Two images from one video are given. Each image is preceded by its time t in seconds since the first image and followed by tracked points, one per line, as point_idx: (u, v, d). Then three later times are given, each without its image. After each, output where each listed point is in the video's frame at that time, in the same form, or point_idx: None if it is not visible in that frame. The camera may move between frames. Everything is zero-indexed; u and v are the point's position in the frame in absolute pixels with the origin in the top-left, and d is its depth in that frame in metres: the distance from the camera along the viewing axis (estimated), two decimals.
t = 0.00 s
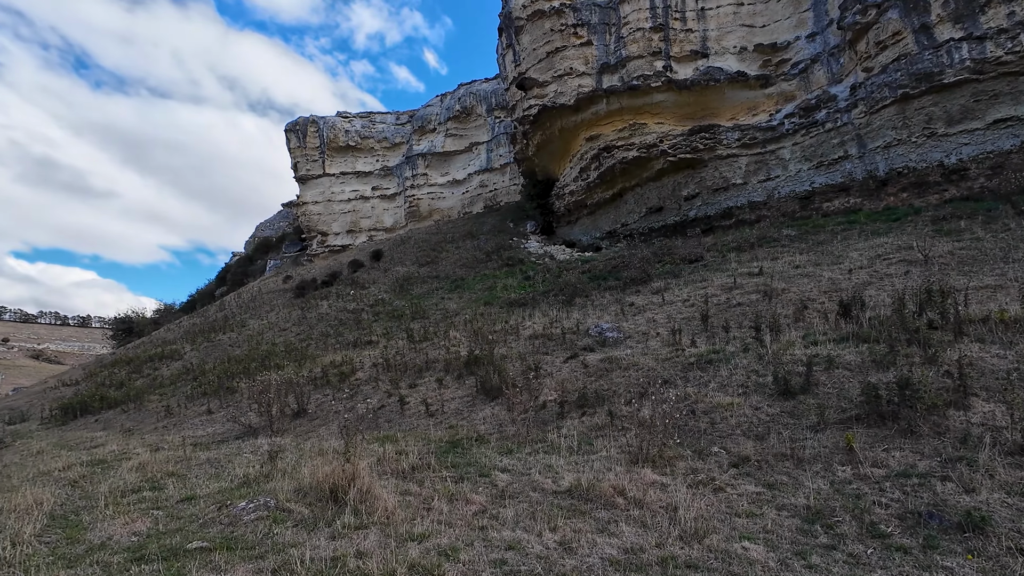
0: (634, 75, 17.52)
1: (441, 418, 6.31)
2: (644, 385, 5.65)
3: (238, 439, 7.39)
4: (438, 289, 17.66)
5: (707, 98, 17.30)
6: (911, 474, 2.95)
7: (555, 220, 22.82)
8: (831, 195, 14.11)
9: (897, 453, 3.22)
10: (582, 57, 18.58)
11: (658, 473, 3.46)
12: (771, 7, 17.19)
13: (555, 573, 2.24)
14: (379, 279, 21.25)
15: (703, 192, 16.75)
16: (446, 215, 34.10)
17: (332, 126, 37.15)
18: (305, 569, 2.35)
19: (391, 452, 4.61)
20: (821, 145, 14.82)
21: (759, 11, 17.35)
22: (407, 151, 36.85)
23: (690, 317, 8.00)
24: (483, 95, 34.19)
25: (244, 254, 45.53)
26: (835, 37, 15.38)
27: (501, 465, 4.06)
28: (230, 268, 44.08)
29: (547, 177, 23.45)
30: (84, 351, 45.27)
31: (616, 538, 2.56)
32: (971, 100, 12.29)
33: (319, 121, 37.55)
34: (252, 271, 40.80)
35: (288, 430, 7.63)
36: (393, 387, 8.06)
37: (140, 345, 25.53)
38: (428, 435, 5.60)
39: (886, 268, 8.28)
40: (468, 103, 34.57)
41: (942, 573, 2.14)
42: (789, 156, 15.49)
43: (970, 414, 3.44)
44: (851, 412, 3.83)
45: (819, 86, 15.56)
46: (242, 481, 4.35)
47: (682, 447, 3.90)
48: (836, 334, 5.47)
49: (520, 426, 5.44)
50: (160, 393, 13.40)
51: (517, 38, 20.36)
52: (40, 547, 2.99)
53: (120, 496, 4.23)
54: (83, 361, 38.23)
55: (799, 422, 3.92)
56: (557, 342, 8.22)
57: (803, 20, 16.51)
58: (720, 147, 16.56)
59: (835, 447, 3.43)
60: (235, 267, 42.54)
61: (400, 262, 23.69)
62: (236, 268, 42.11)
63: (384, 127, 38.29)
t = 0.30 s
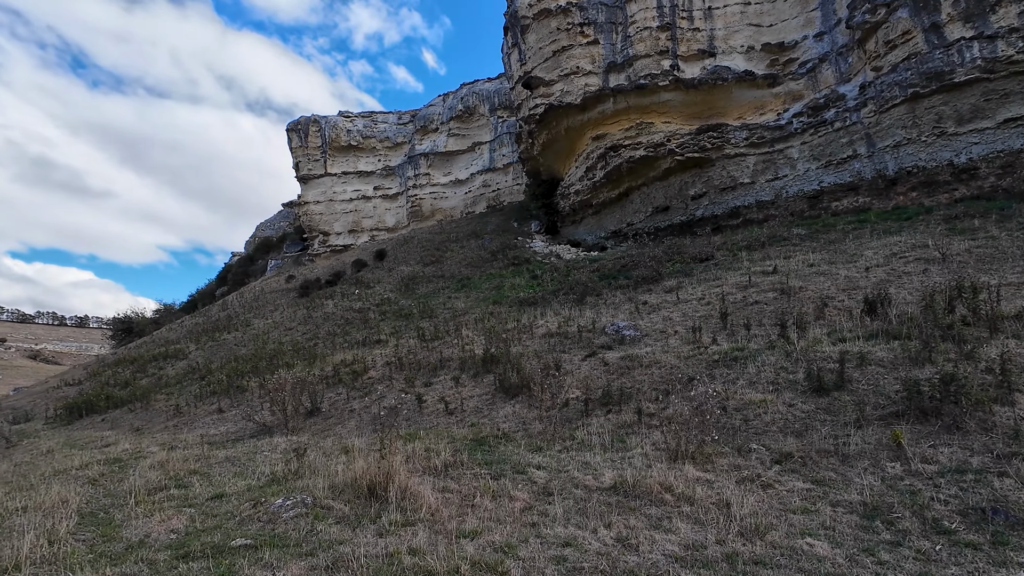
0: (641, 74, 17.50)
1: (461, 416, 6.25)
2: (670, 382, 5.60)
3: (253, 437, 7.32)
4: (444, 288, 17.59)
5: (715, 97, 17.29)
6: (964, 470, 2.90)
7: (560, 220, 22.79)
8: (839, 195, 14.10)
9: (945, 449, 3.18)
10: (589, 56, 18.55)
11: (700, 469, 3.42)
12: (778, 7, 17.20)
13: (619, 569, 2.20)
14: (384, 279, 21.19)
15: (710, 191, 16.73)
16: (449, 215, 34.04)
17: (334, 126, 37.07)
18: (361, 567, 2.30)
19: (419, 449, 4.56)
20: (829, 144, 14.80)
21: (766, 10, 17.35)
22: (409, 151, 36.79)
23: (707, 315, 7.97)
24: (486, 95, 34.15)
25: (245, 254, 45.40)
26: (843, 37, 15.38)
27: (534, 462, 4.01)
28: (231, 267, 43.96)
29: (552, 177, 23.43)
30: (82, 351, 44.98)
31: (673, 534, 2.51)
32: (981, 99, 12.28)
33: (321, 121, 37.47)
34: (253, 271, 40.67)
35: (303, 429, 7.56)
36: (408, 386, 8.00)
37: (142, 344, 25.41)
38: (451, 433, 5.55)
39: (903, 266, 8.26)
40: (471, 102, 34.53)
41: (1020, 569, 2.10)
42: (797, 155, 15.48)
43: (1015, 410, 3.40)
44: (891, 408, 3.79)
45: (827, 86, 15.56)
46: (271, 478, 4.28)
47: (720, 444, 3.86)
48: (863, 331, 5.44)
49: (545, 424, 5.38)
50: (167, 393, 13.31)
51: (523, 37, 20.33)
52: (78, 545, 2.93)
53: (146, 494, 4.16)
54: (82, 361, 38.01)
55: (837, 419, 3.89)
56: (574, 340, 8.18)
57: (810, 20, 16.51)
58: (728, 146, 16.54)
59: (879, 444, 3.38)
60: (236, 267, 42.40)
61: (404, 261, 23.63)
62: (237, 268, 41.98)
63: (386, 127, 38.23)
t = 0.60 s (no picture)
0: (647, 75, 17.44)
1: (479, 421, 6.14)
2: (694, 386, 5.51)
3: (265, 442, 7.21)
4: (449, 290, 17.49)
5: (721, 98, 17.25)
6: (1022, 480, 2.82)
7: (563, 221, 22.73)
8: (847, 196, 14.06)
9: (997, 457, 3.09)
10: (594, 56, 18.48)
11: (742, 477, 3.32)
12: (784, 8, 17.18)
13: None
14: (387, 280, 21.08)
15: (716, 192, 16.67)
16: (450, 216, 33.95)
17: (335, 126, 36.96)
18: None
19: (444, 455, 4.47)
20: (837, 146, 14.76)
21: (772, 12, 17.32)
22: (410, 152, 36.69)
23: (723, 317, 7.89)
24: (488, 96, 34.06)
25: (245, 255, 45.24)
26: (850, 38, 15.35)
27: (565, 469, 3.92)
28: (230, 268, 43.79)
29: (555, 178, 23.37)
30: (78, 352, 44.67)
31: (731, 547, 2.42)
32: (991, 100, 12.22)
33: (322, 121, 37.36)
34: (253, 272, 40.50)
35: (315, 433, 7.44)
36: (422, 389, 7.90)
37: (142, 346, 25.24)
38: (471, 437, 5.46)
39: (920, 268, 8.19)
40: (473, 103, 34.44)
41: None
42: (804, 156, 15.44)
43: None
44: (932, 414, 3.70)
45: (834, 87, 15.52)
46: (294, 485, 4.18)
47: (757, 450, 3.77)
48: (890, 334, 5.37)
49: (568, 428, 5.29)
50: (171, 395, 13.17)
51: (527, 37, 20.26)
52: (104, 558, 2.82)
53: (166, 502, 4.05)
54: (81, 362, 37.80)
55: (876, 425, 3.81)
56: (588, 343, 8.09)
57: (817, 21, 16.47)
58: (735, 147, 16.49)
59: (926, 451, 3.29)
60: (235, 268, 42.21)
61: (407, 262, 23.52)
62: (237, 269, 41.81)
63: (387, 128, 38.14)
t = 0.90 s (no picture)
0: (652, 76, 17.41)
1: (496, 424, 6.04)
2: (718, 387, 5.41)
3: (274, 445, 7.08)
4: (453, 291, 17.38)
5: (726, 99, 17.23)
6: None
7: (566, 222, 22.66)
8: (854, 198, 14.03)
9: None
10: (599, 57, 18.45)
11: (785, 481, 3.22)
12: (789, 10, 17.18)
13: None
14: (390, 281, 20.95)
15: (722, 194, 16.62)
16: (451, 218, 33.85)
17: (335, 127, 36.83)
18: None
19: (467, 459, 4.35)
20: (844, 147, 14.74)
21: (777, 13, 17.33)
22: (411, 153, 36.59)
23: (739, 318, 7.80)
24: (489, 97, 33.99)
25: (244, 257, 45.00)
26: (855, 40, 15.36)
27: (596, 472, 3.81)
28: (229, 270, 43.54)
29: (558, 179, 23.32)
30: (73, 354, 44.23)
31: (792, 555, 2.32)
32: (999, 102, 12.19)
33: (322, 122, 37.23)
34: (252, 274, 40.26)
35: (325, 435, 7.31)
36: (433, 391, 7.78)
37: (140, 347, 25.00)
38: (491, 440, 5.35)
39: (935, 269, 8.13)
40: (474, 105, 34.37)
41: None
42: (811, 158, 15.42)
43: None
44: (974, 416, 3.61)
45: (840, 88, 15.51)
46: (315, 489, 4.06)
47: (795, 452, 3.67)
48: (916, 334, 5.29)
49: (590, 430, 5.18)
50: (173, 397, 12.99)
51: (531, 38, 20.22)
52: (128, 566, 2.71)
53: (184, 507, 3.92)
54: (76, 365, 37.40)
55: (915, 426, 3.72)
56: (602, 343, 8.00)
57: (822, 22, 16.47)
58: (740, 148, 16.47)
59: (974, 454, 3.19)
60: (234, 269, 41.97)
61: (409, 263, 23.39)
62: (235, 270, 41.57)
63: (387, 129, 38.05)
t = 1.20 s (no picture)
0: (656, 79, 17.40)
1: (512, 430, 5.91)
2: (740, 392, 5.31)
3: (282, 451, 6.92)
4: (456, 294, 17.24)
5: (730, 103, 17.23)
6: None
7: (568, 225, 22.60)
8: (859, 201, 14.01)
9: None
10: (602, 60, 18.43)
11: (829, 490, 3.12)
12: (793, 14, 17.22)
13: None
14: (391, 284, 20.81)
15: (726, 197, 16.59)
16: (451, 221, 33.74)
17: (334, 130, 36.71)
18: None
19: (490, 466, 4.23)
20: (849, 151, 14.72)
21: (781, 17, 17.36)
22: (411, 156, 36.48)
23: (753, 322, 7.72)
24: (489, 100, 33.95)
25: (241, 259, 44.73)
26: (859, 44, 15.39)
27: (626, 480, 3.70)
28: (226, 273, 43.25)
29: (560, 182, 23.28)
30: (67, 358, 43.74)
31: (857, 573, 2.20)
32: (1006, 106, 12.17)
33: (321, 125, 37.11)
34: (250, 277, 40.00)
35: (334, 441, 7.16)
36: (444, 396, 7.66)
37: (137, 350, 24.73)
38: (509, 446, 5.24)
39: (949, 273, 8.07)
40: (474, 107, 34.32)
41: None
42: (815, 161, 15.40)
43: None
44: (1016, 423, 3.52)
45: (844, 92, 15.52)
46: (335, 498, 3.93)
47: (832, 460, 3.56)
48: (941, 339, 5.21)
49: (611, 437, 5.07)
50: (173, 401, 12.79)
51: (534, 41, 20.20)
52: None
53: (199, 517, 3.78)
54: (70, 368, 36.96)
55: (953, 433, 3.63)
56: (614, 347, 7.90)
57: (826, 27, 16.50)
58: (745, 151, 16.44)
59: None
60: (232, 272, 41.68)
61: (410, 266, 23.26)
62: (233, 273, 41.31)
63: (387, 132, 37.96)
